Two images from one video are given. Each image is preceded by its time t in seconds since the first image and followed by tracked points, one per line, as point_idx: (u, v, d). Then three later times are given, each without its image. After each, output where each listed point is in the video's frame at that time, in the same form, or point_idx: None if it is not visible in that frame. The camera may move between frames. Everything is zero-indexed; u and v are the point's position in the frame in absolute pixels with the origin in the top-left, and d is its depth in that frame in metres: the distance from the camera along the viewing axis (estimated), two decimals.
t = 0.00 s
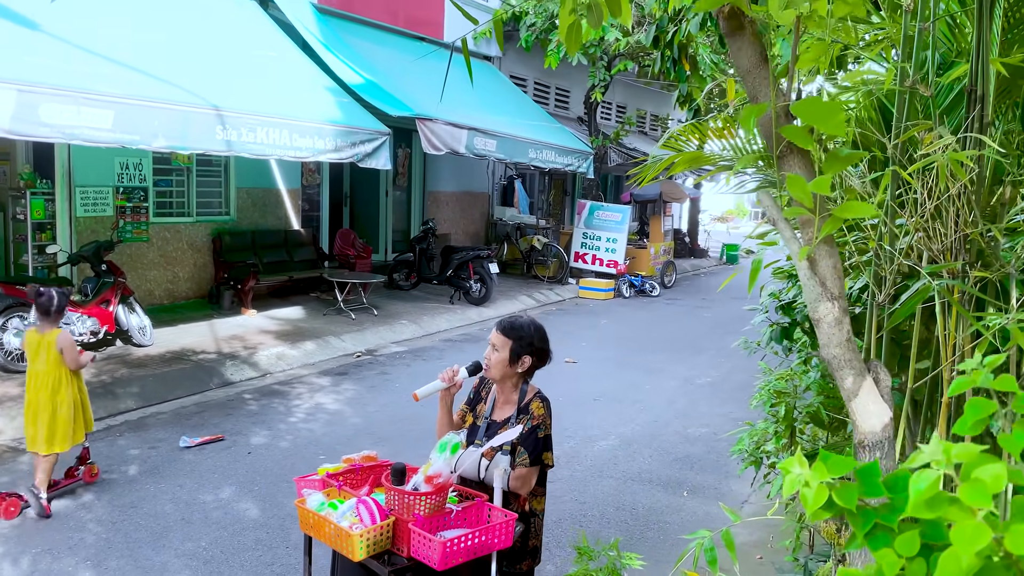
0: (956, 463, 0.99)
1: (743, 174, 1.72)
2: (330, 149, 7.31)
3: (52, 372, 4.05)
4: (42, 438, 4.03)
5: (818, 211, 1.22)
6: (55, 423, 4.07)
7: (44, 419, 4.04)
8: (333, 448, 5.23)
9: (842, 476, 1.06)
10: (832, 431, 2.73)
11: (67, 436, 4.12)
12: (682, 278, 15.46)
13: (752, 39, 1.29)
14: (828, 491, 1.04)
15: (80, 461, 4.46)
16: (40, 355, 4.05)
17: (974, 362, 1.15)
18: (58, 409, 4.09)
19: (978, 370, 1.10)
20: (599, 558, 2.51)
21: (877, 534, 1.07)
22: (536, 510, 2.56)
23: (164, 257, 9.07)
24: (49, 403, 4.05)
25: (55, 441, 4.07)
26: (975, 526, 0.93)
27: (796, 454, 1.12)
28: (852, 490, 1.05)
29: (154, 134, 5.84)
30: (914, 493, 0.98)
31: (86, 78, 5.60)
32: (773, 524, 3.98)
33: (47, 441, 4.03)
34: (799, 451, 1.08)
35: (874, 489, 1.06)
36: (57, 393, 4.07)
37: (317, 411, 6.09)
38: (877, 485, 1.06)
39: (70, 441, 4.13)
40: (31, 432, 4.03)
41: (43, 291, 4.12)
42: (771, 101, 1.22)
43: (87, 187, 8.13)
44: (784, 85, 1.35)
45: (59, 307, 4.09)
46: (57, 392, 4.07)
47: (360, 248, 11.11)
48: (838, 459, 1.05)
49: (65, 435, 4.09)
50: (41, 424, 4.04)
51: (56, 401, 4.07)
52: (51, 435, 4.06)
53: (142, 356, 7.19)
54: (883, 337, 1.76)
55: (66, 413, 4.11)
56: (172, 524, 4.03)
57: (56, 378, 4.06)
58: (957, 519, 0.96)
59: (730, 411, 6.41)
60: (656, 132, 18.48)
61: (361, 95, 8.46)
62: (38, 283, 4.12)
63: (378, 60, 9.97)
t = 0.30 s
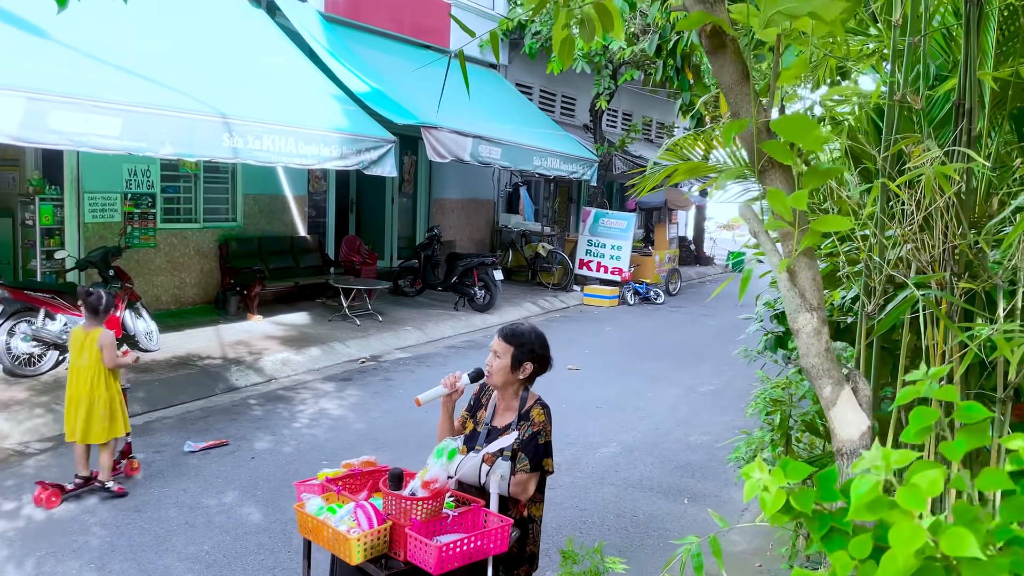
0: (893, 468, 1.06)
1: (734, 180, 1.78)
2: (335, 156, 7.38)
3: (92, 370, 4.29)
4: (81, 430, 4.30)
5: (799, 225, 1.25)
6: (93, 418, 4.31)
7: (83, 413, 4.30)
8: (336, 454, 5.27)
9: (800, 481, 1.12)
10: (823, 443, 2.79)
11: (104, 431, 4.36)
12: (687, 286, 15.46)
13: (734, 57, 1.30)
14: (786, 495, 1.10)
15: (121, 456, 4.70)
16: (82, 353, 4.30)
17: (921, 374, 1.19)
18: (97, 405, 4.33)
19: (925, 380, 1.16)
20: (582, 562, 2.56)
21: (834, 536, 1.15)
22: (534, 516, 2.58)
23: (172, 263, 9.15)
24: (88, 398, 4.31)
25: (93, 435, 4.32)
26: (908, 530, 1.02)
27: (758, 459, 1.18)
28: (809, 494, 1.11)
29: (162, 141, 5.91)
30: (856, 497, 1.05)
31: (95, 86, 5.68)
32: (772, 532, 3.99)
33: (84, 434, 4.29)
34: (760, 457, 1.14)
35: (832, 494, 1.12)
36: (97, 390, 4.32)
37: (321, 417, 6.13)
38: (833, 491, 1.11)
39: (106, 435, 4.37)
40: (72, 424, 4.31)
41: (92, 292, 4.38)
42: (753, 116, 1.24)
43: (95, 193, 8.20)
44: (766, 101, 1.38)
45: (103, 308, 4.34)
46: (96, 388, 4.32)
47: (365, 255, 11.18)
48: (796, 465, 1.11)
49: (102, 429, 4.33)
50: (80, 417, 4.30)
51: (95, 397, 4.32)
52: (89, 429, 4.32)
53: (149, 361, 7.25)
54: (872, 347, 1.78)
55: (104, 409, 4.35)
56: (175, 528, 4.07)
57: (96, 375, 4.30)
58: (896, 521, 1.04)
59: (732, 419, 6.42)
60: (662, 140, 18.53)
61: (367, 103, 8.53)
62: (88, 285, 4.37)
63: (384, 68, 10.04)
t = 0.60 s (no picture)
0: (857, 472, 1.09)
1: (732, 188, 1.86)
2: (345, 163, 7.44)
3: (143, 367, 4.51)
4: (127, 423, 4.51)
5: (790, 237, 1.28)
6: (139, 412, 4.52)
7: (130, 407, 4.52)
8: (343, 458, 5.31)
9: (778, 486, 1.14)
10: (821, 453, 2.80)
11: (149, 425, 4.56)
12: (696, 294, 15.44)
13: (727, 73, 1.34)
14: (763, 500, 1.13)
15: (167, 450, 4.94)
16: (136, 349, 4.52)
17: (892, 383, 1.22)
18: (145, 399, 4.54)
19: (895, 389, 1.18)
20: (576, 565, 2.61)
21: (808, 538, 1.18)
22: (543, 522, 2.60)
23: (183, 267, 9.23)
24: (136, 392, 4.51)
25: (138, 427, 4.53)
26: (872, 531, 1.03)
27: (737, 464, 1.21)
28: (785, 499, 1.13)
29: (175, 147, 5.99)
30: (822, 500, 1.08)
31: (109, 93, 5.76)
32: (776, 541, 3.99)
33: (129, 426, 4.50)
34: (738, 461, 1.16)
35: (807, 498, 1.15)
36: (145, 386, 4.53)
37: (329, 422, 6.17)
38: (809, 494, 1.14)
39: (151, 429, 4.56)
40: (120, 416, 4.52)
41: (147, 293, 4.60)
42: (746, 130, 1.27)
43: (109, 199, 8.32)
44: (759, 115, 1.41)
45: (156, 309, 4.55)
46: (144, 384, 4.53)
47: (375, 261, 11.23)
48: (772, 470, 1.14)
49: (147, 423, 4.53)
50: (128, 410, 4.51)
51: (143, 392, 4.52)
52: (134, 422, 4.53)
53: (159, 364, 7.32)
54: (869, 356, 1.80)
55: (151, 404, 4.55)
56: (184, 530, 4.11)
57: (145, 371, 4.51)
58: (860, 523, 1.05)
59: (738, 427, 6.41)
60: (672, 147, 18.54)
61: (377, 111, 8.59)
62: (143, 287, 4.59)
63: (394, 75, 10.12)
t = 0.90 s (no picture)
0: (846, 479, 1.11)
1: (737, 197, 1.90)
2: (358, 169, 7.51)
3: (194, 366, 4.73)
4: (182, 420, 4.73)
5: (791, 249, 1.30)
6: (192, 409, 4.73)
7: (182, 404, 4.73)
8: (354, 462, 5.35)
9: (772, 491, 1.16)
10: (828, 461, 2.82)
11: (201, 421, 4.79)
12: (708, 300, 15.41)
13: (731, 89, 1.36)
14: (757, 505, 1.15)
15: (213, 444, 5.15)
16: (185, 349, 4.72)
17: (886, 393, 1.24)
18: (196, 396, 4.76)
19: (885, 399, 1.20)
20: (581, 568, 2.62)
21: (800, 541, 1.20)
22: (556, 530, 2.62)
23: (198, 271, 9.33)
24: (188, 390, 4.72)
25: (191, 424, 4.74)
26: (859, 536, 1.05)
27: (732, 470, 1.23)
28: (778, 505, 1.16)
29: (190, 153, 6.06)
30: (810, 506, 1.10)
31: (126, 99, 5.85)
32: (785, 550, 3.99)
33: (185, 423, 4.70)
34: (733, 467, 1.19)
35: (800, 504, 1.17)
36: (196, 383, 4.74)
37: (340, 425, 6.22)
38: (801, 501, 1.16)
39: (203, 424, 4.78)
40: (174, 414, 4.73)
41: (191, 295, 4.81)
42: (748, 145, 1.30)
43: (124, 203, 8.39)
44: (763, 129, 1.43)
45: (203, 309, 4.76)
46: (196, 381, 4.74)
47: (387, 265, 11.32)
48: (766, 476, 1.16)
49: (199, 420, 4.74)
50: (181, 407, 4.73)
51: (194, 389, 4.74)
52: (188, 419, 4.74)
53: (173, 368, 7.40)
54: (874, 366, 1.81)
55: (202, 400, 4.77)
56: (196, 532, 4.16)
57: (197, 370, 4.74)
58: (847, 528, 1.07)
59: (749, 435, 6.41)
60: (684, 154, 18.53)
61: (390, 117, 8.66)
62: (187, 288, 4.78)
63: (408, 82, 10.20)
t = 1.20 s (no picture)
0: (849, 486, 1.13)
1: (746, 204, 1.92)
2: (373, 173, 7.56)
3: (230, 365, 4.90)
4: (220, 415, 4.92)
5: (801, 258, 1.31)
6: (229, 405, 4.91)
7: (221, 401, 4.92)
8: (367, 465, 5.38)
9: (777, 497, 1.18)
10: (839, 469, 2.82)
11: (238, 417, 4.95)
12: (721, 306, 15.35)
13: (741, 101, 1.38)
14: (762, 511, 1.16)
15: (257, 439, 5.31)
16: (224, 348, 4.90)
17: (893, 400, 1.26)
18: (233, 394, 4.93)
19: (888, 408, 1.22)
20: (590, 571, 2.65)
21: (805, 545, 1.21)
22: (568, 538, 2.64)
23: (213, 273, 9.42)
24: (226, 387, 4.91)
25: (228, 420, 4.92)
26: (859, 540, 1.07)
27: (739, 475, 1.24)
28: (783, 510, 1.17)
29: (207, 157, 6.13)
30: (813, 511, 1.11)
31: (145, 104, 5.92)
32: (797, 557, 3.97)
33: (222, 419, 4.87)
34: (739, 473, 1.20)
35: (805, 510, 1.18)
36: (232, 380, 4.91)
37: (353, 428, 6.26)
38: (806, 506, 1.17)
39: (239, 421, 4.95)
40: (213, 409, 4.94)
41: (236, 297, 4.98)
42: (759, 156, 1.32)
43: (141, 206, 8.47)
44: (773, 139, 1.45)
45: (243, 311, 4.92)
46: (232, 378, 4.91)
47: (400, 269, 11.35)
48: (771, 482, 1.17)
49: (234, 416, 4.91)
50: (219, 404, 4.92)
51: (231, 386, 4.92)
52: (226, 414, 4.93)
53: (188, 369, 7.47)
54: (884, 374, 1.82)
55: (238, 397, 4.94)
56: (210, 533, 4.20)
57: (232, 368, 4.91)
58: (849, 534, 1.09)
59: (761, 442, 6.39)
60: (698, 159, 18.49)
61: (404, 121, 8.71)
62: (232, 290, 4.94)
63: (422, 87, 10.26)
